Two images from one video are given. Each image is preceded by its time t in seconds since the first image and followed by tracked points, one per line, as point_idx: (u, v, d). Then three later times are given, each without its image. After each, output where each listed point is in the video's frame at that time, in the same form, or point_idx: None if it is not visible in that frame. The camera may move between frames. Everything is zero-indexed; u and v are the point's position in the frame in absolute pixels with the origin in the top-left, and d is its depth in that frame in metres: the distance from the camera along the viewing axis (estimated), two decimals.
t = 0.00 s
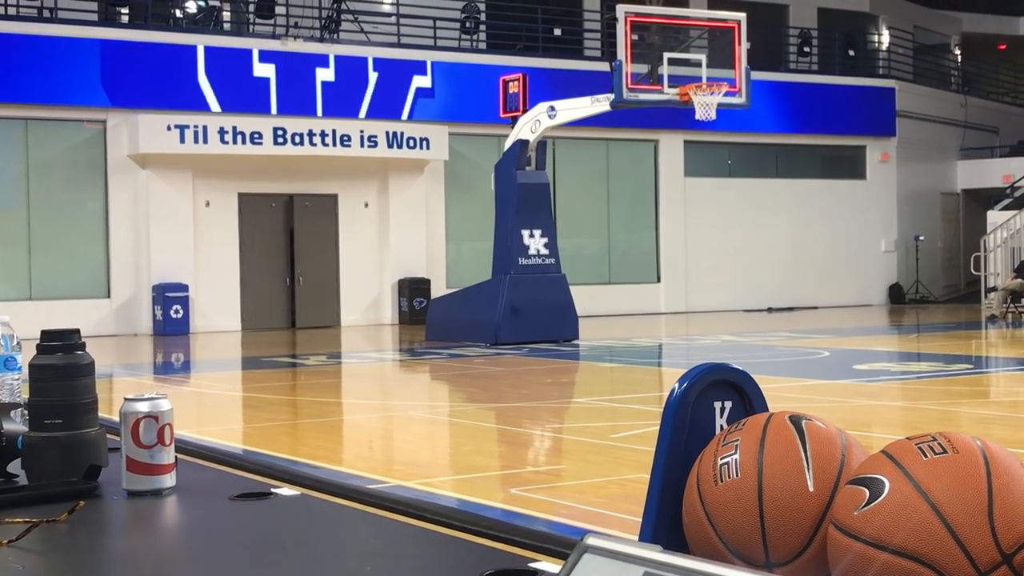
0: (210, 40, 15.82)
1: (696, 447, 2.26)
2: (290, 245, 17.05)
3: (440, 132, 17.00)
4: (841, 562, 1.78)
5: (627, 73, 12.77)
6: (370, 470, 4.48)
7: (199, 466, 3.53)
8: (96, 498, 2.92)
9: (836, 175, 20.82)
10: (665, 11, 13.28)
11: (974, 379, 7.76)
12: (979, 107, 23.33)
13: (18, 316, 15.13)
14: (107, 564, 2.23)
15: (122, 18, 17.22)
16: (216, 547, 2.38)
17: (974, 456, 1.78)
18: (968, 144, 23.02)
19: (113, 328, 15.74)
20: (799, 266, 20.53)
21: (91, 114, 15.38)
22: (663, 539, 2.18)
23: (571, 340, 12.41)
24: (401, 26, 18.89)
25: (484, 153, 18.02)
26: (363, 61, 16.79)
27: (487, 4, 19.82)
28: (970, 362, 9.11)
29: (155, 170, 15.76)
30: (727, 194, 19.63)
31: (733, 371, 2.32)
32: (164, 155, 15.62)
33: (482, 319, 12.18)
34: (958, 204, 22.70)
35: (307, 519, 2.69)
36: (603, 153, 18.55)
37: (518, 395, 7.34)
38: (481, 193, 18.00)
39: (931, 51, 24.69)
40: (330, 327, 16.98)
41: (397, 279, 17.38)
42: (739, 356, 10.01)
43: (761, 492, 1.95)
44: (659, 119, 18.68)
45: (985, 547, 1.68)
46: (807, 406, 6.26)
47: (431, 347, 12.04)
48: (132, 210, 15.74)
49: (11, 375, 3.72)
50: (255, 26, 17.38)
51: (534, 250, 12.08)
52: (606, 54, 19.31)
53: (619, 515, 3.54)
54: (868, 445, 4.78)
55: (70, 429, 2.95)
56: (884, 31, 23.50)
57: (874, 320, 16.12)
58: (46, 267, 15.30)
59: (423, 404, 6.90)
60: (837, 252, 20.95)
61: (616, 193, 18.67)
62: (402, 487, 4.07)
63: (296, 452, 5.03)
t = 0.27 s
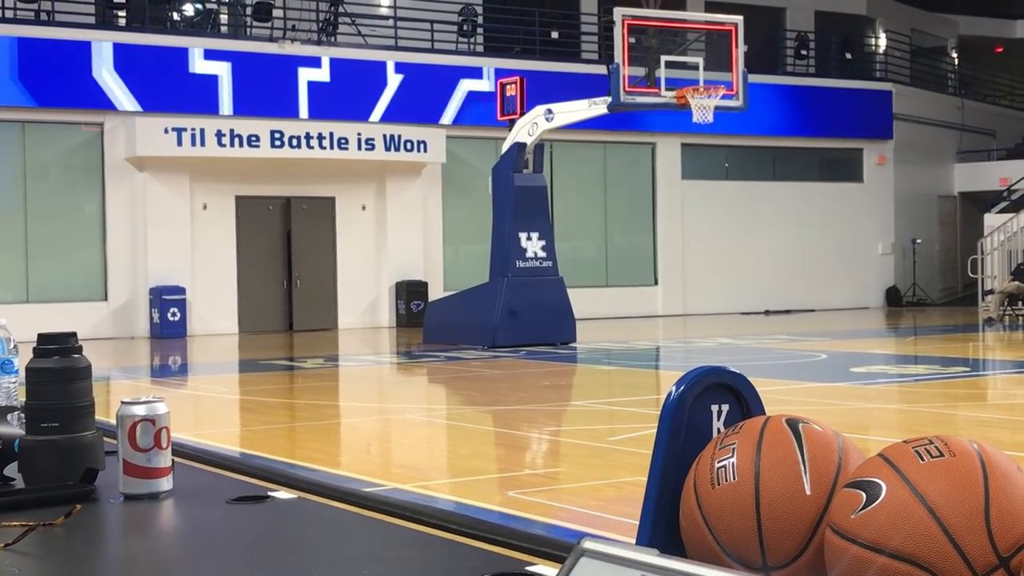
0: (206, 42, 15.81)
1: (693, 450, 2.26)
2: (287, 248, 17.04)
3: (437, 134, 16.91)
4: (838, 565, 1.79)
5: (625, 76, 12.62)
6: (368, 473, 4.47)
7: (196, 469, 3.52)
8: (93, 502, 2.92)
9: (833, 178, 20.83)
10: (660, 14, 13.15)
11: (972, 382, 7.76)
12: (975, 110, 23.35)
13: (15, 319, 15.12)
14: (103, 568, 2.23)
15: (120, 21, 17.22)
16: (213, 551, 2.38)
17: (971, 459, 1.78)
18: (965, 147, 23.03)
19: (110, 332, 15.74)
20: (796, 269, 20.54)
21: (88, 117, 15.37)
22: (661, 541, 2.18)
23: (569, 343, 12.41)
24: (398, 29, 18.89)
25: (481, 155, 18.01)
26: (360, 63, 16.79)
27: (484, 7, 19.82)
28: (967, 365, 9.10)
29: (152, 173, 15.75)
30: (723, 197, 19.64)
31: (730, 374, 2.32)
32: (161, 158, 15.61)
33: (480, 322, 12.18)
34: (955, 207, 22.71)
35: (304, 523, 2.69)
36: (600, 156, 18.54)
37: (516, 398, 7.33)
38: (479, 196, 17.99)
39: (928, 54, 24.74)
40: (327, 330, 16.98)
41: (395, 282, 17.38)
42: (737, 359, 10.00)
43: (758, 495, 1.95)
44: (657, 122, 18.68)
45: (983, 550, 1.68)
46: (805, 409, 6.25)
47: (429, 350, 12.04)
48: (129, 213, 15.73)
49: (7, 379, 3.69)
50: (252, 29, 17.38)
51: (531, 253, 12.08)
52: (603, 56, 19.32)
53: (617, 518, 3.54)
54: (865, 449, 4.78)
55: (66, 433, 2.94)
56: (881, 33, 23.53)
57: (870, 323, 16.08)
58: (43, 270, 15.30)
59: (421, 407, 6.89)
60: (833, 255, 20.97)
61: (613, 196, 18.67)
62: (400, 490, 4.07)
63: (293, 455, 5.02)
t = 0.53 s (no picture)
0: (201, 45, 15.79)
1: (691, 454, 2.26)
2: (286, 250, 17.03)
3: (435, 137, 16.90)
4: (836, 567, 1.79)
5: (623, 79, 12.68)
6: (366, 476, 4.47)
7: (195, 472, 3.52)
8: (90, 504, 2.92)
9: (831, 181, 20.84)
10: (659, 16, 13.06)
11: (970, 385, 7.77)
12: (974, 114, 23.38)
13: (13, 321, 15.12)
14: (100, 571, 2.23)
15: (119, 23, 17.23)
16: (210, 554, 2.37)
17: (969, 463, 1.79)
18: (964, 150, 23.05)
19: (108, 334, 15.73)
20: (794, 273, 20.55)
21: (86, 119, 15.37)
22: (659, 545, 2.18)
23: (567, 346, 12.41)
24: (397, 32, 18.91)
25: (480, 158, 18.02)
26: (359, 66, 16.80)
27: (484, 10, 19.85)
28: (965, 368, 9.11)
29: (150, 175, 15.75)
30: (722, 200, 19.65)
31: (728, 378, 2.33)
32: (160, 160, 15.61)
33: (478, 325, 12.18)
34: (954, 210, 22.73)
35: (301, 526, 2.68)
36: (599, 159, 18.56)
37: (514, 401, 7.34)
38: (477, 199, 18.00)
39: (927, 57, 24.78)
40: (326, 332, 16.98)
41: (393, 284, 17.39)
42: (735, 361, 10.00)
43: (756, 499, 1.95)
44: (655, 125, 18.71)
45: (980, 553, 1.69)
46: (803, 412, 6.25)
47: (427, 353, 12.04)
48: (128, 215, 15.73)
49: (5, 382, 3.68)
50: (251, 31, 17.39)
51: (529, 256, 12.08)
52: (602, 59, 19.35)
53: (615, 521, 3.54)
54: (863, 451, 4.78)
55: (64, 436, 2.94)
56: (880, 37, 23.57)
57: (867, 326, 16.09)
58: (42, 272, 15.29)
59: (419, 410, 6.90)
60: (832, 258, 20.98)
61: (612, 199, 18.69)
62: (398, 493, 4.07)
63: (291, 458, 5.02)
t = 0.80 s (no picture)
0: (198, 45, 15.78)
1: (691, 456, 2.26)
2: (285, 251, 17.03)
3: (435, 139, 16.93)
4: (835, 569, 1.79)
5: (623, 81, 12.71)
6: (365, 477, 4.47)
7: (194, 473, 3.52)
8: (90, 505, 2.91)
9: (831, 183, 20.84)
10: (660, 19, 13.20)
11: (969, 387, 7.76)
12: (974, 116, 23.39)
13: (14, 322, 15.11)
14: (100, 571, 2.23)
15: (119, 24, 17.24)
16: (209, 555, 2.37)
17: (969, 465, 1.79)
18: (964, 153, 23.05)
19: (108, 335, 15.72)
20: (794, 275, 20.55)
21: (86, 120, 15.36)
22: (658, 546, 2.18)
23: (567, 347, 12.41)
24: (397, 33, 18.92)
25: (480, 160, 18.03)
26: (359, 68, 16.82)
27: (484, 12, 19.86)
28: (965, 370, 9.10)
29: (150, 176, 15.75)
30: (721, 202, 19.65)
31: (728, 380, 2.33)
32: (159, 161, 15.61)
33: (478, 327, 12.18)
34: (954, 213, 22.73)
35: (300, 528, 2.68)
36: (599, 161, 18.57)
37: (514, 402, 7.33)
38: (477, 201, 18.00)
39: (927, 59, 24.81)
40: (325, 334, 16.97)
41: (393, 286, 17.39)
42: (735, 364, 10.00)
43: (756, 500, 1.95)
44: (655, 127, 18.71)
45: (981, 556, 1.69)
46: (802, 414, 6.25)
47: (427, 354, 12.04)
48: (128, 216, 15.73)
49: (5, 383, 3.68)
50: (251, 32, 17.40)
51: (529, 258, 12.07)
52: (602, 61, 19.35)
53: (615, 523, 3.54)
54: (863, 454, 4.78)
55: (64, 436, 2.94)
56: (880, 39, 23.57)
57: (866, 328, 16.08)
58: (42, 273, 15.29)
59: (419, 411, 6.89)
60: (832, 260, 20.98)
61: (612, 201, 18.70)
62: (397, 495, 4.07)
63: (291, 459, 5.03)
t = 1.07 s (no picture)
0: (197, 45, 15.79)
1: (692, 456, 2.26)
2: (286, 251, 17.02)
3: (435, 139, 16.93)
4: (835, 569, 1.79)
5: (624, 81, 12.74)
6: (366, 478, 4.47)
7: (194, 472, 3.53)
8: (91, 505, 2.91)
9: (832, 184, 20.83)
10: (661, 19, 13.11)
11: (970, 388, 7.76)
12: (975, 117, 23.38)
13: (14, 321, 15.11)
14: (100, 570, 2.23)
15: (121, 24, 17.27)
16: (209, 554, 2.37)
17: (970, 465, 1.79)
18: (964, 154, 23.05)
19: (108, 335, 15.73)
20: (795, 277, 20.55)
21: (86, 119, 15.36)
22: (658, 546, 2.18)
23: (567, 348, 12.41)
24: (398, 33, 18.92)
25: (481, 160, 18.03)
26: (361, 68, 16.84)
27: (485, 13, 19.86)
28: (966, 372, 9.10)
29: (151, 176, 15.75)
30: (722, 203, 19.65)
31: (729, 380, 2.33)
32: (160, 161, 15.61)
33: (478, 327, 12.19)
34: (954, 214, 22.72)
35: (299, 527, 2.68)
36: (600, 161, 18.58)
37: (514, 403, 7.33)
38: (477, 201, 18.00)
39: (928, 60, 24.81)
40: (326, 334, 16.97)
41: (393, 286, 17.38)
42: (735, 365, 9.99)
43: (756, 500, 1.95)
44: (655, 128, 18.71)
45: (982, 558, 1.69)
46: (802, 416, 6.25)
47: (427, 355, 12.05)
48: (128, 216, 15.73)
49: (6, 381, 3.67)
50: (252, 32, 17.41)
51: (529, 258, 12.06)
52: (604, 62, 19.35)
53: (615, 523, 3.54)
54: (863, 454, 4.77)
55: (65, 435, 2.94)
56: (881, 40, 23.56)
57: (866, 329, 16.08)
58: (42, 273, 15.29)
59: (419, 412, 6.89)
60: (832, 262, 20.98)
61: (612, 201, 18.70)
62: (397, 495, 4.07)
63: (291, 459, 5.02)
